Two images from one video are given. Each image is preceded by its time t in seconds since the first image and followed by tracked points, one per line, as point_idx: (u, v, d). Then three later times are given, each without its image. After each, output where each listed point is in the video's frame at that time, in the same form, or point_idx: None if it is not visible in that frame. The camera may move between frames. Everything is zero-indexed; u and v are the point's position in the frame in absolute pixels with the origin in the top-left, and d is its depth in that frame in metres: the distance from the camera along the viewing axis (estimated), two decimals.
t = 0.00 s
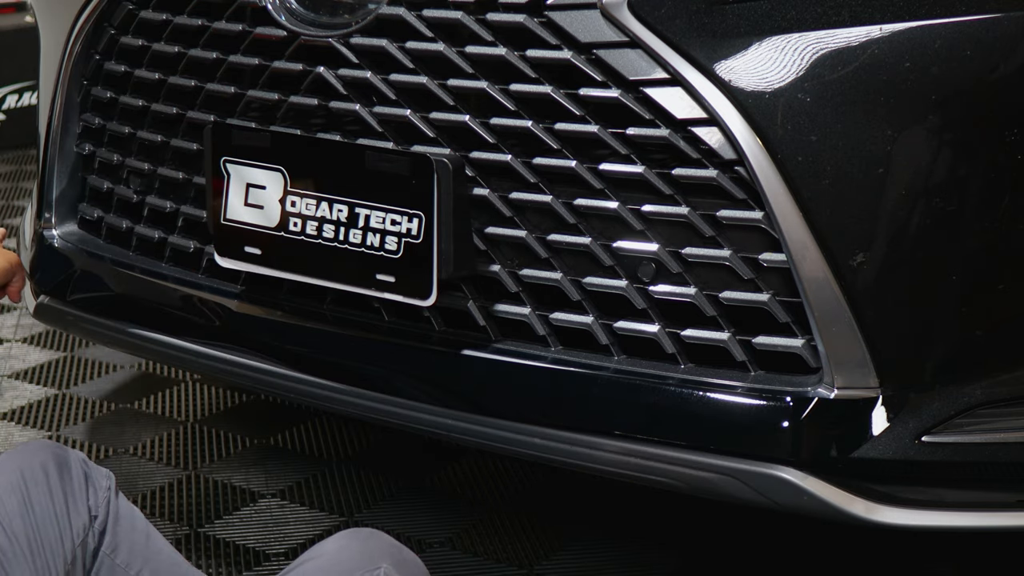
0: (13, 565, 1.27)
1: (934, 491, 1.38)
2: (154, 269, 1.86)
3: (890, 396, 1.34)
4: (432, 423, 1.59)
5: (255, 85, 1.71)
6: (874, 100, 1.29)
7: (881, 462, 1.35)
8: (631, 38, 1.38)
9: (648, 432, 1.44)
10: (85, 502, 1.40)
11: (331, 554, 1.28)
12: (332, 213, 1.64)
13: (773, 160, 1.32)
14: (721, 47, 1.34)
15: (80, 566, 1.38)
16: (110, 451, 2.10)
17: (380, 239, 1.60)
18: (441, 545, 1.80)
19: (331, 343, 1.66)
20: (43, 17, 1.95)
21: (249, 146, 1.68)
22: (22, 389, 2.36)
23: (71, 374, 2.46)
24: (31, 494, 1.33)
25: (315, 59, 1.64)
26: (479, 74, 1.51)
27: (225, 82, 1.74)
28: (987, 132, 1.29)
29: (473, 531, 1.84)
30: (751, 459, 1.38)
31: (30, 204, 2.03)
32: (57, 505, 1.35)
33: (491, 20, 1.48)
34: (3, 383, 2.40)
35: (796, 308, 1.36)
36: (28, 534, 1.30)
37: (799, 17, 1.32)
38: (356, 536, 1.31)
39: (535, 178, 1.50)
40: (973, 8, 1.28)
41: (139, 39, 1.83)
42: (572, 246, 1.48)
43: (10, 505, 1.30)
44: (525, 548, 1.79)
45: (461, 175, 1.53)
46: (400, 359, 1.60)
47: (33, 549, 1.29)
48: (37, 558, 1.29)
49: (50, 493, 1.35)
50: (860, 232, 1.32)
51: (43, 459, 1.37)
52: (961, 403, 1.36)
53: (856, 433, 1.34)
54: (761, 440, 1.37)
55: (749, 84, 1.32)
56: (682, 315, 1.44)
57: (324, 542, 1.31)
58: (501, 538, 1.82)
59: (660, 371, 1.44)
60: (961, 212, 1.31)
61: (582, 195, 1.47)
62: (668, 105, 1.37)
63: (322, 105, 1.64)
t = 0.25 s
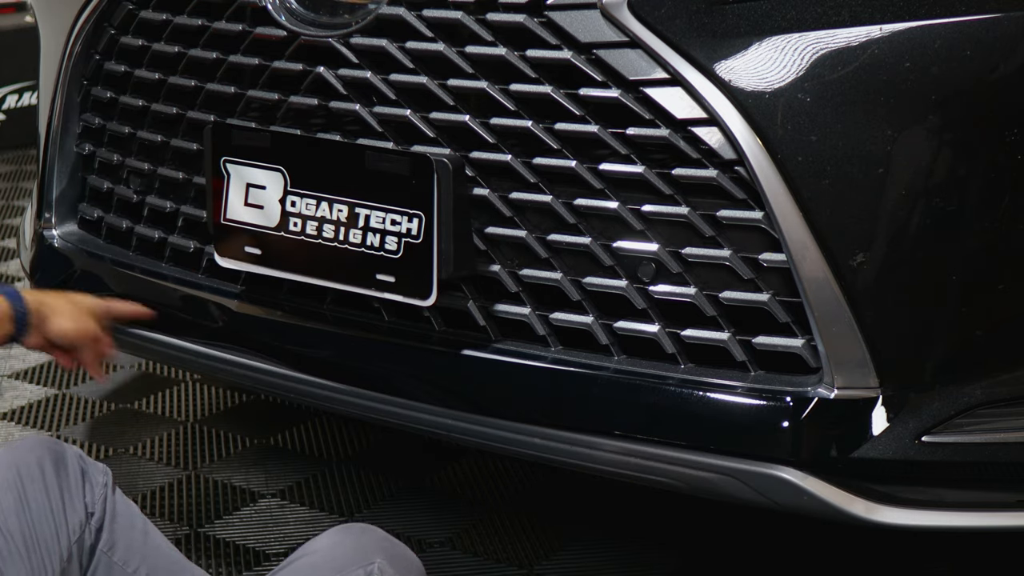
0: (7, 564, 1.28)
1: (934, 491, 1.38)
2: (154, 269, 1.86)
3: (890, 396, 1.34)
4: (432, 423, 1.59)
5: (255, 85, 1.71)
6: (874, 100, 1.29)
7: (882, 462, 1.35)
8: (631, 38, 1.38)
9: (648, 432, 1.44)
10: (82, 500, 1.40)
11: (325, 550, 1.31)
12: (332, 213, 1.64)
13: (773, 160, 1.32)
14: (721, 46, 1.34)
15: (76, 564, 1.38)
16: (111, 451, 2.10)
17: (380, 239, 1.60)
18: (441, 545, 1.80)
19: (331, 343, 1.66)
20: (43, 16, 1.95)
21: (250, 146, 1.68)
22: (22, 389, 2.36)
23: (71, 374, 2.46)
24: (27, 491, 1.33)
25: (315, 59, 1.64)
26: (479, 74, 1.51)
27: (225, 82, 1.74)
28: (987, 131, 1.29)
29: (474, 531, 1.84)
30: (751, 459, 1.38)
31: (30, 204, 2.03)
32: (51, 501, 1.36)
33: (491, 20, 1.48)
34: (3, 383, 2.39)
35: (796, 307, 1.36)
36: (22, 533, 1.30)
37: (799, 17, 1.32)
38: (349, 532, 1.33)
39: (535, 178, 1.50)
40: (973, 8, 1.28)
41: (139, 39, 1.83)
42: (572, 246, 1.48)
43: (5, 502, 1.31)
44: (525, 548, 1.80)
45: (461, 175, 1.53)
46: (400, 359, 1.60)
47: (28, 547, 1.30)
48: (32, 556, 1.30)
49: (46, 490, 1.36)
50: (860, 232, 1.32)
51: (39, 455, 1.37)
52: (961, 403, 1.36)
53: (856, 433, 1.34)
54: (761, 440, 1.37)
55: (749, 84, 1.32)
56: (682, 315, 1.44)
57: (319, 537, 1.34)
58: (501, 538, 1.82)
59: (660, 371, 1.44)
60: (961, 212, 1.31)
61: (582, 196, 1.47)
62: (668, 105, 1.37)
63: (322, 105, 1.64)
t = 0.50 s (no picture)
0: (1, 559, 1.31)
1: (934, 491, 1.38)
2: (154, 269, 1.86)
3: (890, 396, 1.34)
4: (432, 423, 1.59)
5: (255, 85, 1.71)
6: (874, 100, 1.29)
7: (881, 462, 1.35)
8: (631, 38, 1.38)
9: (648, 432, 1.44)
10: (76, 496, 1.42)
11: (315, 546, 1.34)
12: (332, 213, 1.64)
13: (773, 160, 1.32)
14: (721, 47, 1.34)
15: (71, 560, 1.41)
16: (111, 451, 2.10)
17: (380, 239, 1.60)
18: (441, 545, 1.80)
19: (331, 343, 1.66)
20: (43, 16, 1.95)
21: (250, 146, 1.68)
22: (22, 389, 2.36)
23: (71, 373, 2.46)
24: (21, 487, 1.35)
25: (315, 59, 1.64)
26: (479, 74, 1.51)
27: (225, 81, 1.74)
28: (988, 132, 1.29)
29: (474, 532, 1.84)
30: (750, 459, 1.38)
31: (30, 204, 2.03)
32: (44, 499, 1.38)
33: (491, 20, 1.48)
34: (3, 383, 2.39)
35: (796, 307, 1.36)
36: (17, 532, 1.32)
37: (798, 17, 1.32)
38: (340, 527, 1.36)
39: (535, 179, 1.49)
40: (973, 8, 1.28)
41: (139, 39, 1.83)
42: (573, 246, 1.48)
43: None
44: (525, 548, 1.80)
45: (461, 175, 1.53)
46: (401, 359, 1.60)
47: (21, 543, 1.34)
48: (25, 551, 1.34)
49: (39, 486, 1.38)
50: (861, 232, 1.32)
51: (33, 452, 1.40)
52: (961, 403, 1.36)
53: (856, 433, 1.34)
54: (761, 440, 1.37)
55: (749, 84, 1.32)
56: (682, 315, 1.44)
57: (310, 533, 1.37)
58: (501, 538, 1.82)
59: (660, 371, 1.44)
60: (961, 212, 1.31)
61: (582, 196, 1.47)
62: (668, 105, 1.37)
63: (322, 105, 1.64)
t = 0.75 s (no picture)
0: None
1: (934, 491, 1.38)
2: (154, 269, 1.86)
3: (890, 396, 1.34)
4: (432, 423, 1.60)
5: (255, 85, 1.71)
6: (874, 100, 1.29)
7: (881, 462, 1.35)
8: (631, 38, 1.37)
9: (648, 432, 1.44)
10: (77, 495, 1.44)
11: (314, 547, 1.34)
12: (332, 213, 1.63)
13: (773, 160, 1.32)
14: (721, 47, 1.34)
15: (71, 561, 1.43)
16: (111, 451, 2.10)
17: (380, 239, 1.60)
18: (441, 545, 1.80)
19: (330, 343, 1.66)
20: (43, 16, 1.95)
21: (250, 145, 1.68)
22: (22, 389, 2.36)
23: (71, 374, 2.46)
24: (24, 486, 1.38)
25: (315, 59, 1.64)
26: (479, 74, 1.51)
27: (225, 81, 1.74)
28: (988, 132, 1.29)
29: (474, 531, 1.84)
30: (750, 459, 1.38)
31: (30, 204, 2.03)
32: (46, 499, 1.41)
33: (491, 20, 1.48)
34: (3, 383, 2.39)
35: (796, 307, 1.36)
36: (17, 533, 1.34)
37: (798, 17, 1.32)
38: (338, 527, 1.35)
39: (535, 179, 1.49)
40: (973, 8, 1.28)
41: (140, 39, 1.83)
42: (573, 246, 1.48)
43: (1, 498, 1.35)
44: (526, 547, 1.80)
45: (461, 175, 1.53)
46: (401, 359, 1.60)
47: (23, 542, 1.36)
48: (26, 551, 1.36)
49: (40, 485, 1.40)
50: (860, 232, 1.32)
51: (34, 452, 1.42)
52: (961, 403, 1.36)
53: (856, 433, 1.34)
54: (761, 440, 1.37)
55: (749, 84, 1.32)
56: (682, 315, 1.44)
57: (308, 533, 1.37)
58: (501, 538, 1.82)
59: (659, 371, 1.44)
60: (961, 212, 1.31)
61: (582, 196, 1.47)
62: (668, 105, 1.37)
63: (322, 105, 1.64)
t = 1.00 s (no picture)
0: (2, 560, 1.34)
1: (934, 491, 1.38)
2: (154, 269, 1.86)
3: (890, 396, 1.34)
4: (432, 423, 1.60)
5: (255, 85, 1.71)
6: (874, 100, 1.29)
7: (881, 462, 1.35)
8: (631, 38, 1.37)
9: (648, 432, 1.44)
10: (80, 496, 1.44)
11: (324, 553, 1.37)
12: (331, 213, 1.63)
13: (773, 160, 1.32)
14: (721, 47, 1.34)
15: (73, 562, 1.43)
16: (110, 451, 2.10)
17: (380, 239, 1.60)
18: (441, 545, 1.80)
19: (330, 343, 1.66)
20: (43, 16, 1.95)
21: (250, 146, 1.68)
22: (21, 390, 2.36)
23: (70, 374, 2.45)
24: (24, 485, 1.38)
25: (315, 59, 1.64)
26: (479, 74, 1.51)
27: (225, 81, 1.74)
28: (988, 132, 1.29)
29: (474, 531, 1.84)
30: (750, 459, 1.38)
31: (29, 204, 2.03)
32: (47, 498, 1.41)
33: (491, 20, 1.48)
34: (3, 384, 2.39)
35: (796, 307, 1.36)
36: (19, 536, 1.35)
37: (798, 17, 1.32)
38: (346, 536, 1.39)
39: (535, 179, 1.49)
40: (973, 8, 1.28)
41: (139, 39, 1.83)
42: (573, 246, 1.48)
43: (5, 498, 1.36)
44: (525, 548, 1.80)
45: (461, 175, 1.53)
46: (401, 359, 1.60)
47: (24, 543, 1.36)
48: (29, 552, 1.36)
49: (42, 487, 1.40)
50: (861, 232, 1.32)
51: (38, 453, 1.42)
52: (961, 403, 1.36)
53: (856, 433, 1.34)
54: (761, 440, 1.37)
55: (749, 84, 1.32)
56: (682, 315, 1.44)
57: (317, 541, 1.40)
58: (501, 538, 1.82)
59: (659, 371, 1.44)
60: (961, 212, 1.31)
61: (582, 196, 1.47)
62: (668, 105, 1.37)
63: (322, 105, 1.64)
